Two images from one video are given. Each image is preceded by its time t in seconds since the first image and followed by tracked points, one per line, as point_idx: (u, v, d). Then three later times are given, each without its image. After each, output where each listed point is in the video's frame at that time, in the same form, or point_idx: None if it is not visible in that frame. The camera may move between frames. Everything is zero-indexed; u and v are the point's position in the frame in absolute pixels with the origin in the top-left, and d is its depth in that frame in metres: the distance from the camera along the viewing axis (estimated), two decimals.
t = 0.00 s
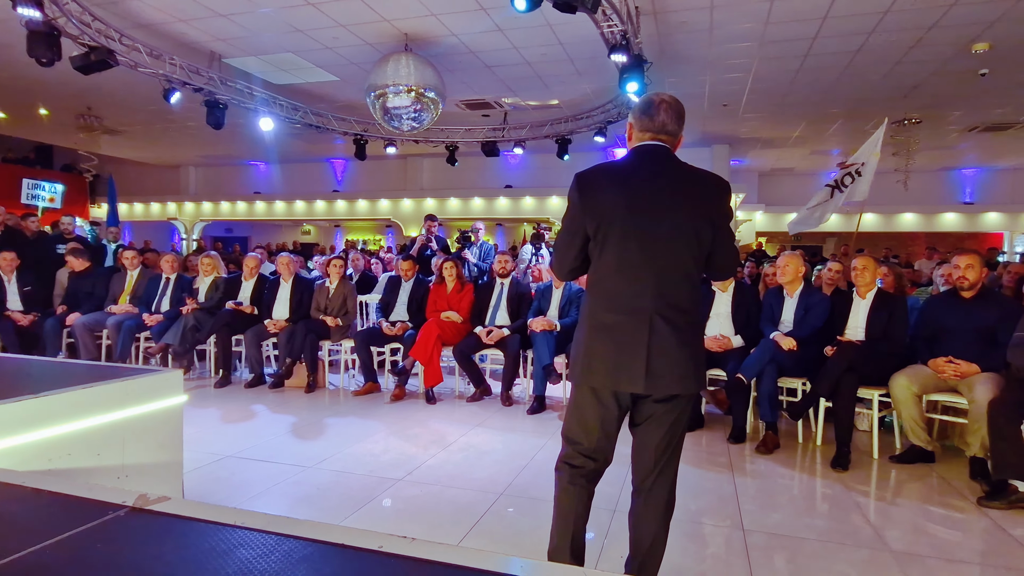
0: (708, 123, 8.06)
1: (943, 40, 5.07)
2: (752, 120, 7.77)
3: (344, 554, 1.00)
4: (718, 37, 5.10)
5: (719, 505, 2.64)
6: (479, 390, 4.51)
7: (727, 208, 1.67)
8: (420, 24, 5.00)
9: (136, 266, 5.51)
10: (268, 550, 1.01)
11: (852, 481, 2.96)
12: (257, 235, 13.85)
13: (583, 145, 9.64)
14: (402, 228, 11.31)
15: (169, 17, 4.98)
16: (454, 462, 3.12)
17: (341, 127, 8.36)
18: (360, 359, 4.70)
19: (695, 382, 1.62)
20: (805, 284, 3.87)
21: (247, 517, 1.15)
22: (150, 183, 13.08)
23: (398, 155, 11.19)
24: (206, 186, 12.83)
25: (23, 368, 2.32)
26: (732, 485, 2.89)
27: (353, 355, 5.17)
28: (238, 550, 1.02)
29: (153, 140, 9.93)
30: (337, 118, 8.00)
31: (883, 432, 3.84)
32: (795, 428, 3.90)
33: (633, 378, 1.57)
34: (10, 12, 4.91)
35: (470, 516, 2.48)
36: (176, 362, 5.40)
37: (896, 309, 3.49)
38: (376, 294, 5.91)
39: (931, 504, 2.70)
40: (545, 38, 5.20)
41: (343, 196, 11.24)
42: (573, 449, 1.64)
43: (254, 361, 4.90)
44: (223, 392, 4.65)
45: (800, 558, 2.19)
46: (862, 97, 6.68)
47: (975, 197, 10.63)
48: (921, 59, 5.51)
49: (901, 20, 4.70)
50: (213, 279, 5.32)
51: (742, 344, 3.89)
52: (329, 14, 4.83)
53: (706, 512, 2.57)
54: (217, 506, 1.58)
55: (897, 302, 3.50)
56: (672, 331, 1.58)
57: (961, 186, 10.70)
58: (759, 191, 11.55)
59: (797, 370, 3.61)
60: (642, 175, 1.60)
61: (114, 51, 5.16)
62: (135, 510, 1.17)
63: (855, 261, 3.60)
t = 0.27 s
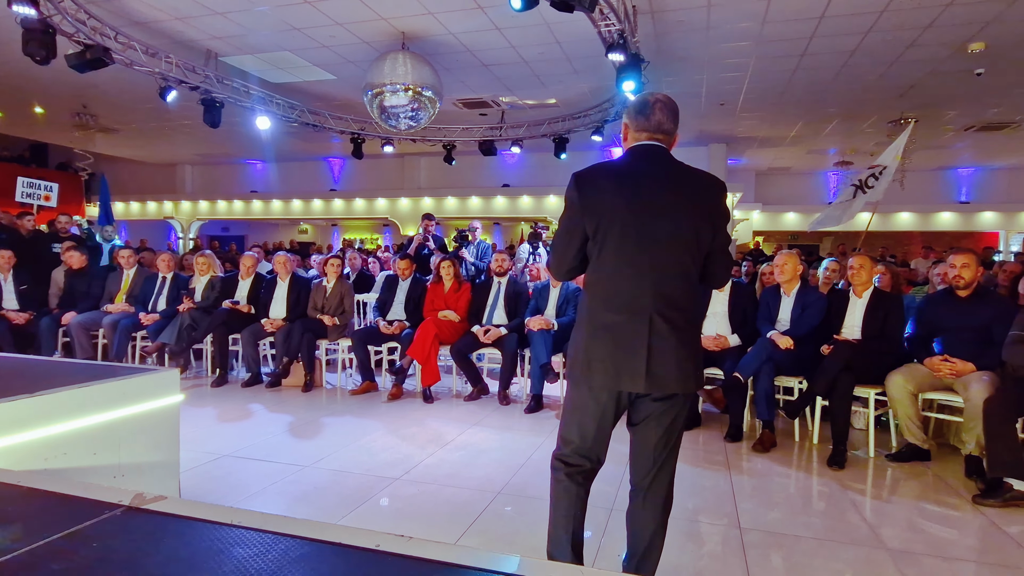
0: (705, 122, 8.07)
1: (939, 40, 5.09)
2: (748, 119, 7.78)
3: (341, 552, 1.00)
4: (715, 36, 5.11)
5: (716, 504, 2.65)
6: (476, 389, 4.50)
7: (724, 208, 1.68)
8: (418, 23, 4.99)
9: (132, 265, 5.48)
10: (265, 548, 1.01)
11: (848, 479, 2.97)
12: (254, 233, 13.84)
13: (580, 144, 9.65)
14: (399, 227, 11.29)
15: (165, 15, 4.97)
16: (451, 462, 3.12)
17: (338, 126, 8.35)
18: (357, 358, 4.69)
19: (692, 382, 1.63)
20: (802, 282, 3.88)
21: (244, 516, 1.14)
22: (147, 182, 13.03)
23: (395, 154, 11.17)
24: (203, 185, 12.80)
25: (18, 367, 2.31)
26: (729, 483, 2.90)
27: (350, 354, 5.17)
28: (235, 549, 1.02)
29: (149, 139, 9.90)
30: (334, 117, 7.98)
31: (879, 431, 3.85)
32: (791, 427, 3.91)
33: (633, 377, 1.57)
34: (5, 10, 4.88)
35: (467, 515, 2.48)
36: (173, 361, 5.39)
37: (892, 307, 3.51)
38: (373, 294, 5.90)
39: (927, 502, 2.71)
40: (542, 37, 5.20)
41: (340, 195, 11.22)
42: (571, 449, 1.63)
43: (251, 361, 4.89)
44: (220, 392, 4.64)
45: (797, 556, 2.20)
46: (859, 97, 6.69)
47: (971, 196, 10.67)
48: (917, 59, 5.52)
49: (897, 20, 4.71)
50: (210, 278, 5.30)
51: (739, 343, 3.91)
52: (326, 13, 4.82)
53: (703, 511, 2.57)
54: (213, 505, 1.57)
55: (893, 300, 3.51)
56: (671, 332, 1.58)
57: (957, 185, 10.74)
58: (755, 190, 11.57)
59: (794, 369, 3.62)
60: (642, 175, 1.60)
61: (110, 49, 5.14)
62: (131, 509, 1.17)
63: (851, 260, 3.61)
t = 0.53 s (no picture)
0: (703, 121, 8.07)
1: (937, 38, 5.09)
2: (746, 117, 7.79)
3: (339, 551, 1.00)
4: (713, 34, 5.11)
5: (713, 501, 2.65)
6: (474, 388, 4.50)
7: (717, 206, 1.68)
8: (415, 21, 4.98)
9: (130, 263, 5.47)
10: (261, 547, 1.01)
11: (845, 477, 2.98)
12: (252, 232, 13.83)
13: (578, 142, 9.64)
14: (397, 225, 11.28)
15: (162, 13, 4.95)
16: (449, 460, 3.12)
17: (336, 124, 8.34)
18: (355, 356, 4.69)
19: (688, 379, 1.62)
20: (799, 281, 3.89)
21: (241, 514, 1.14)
22: (144, 180, 13.02)
23: (393, 152, 11.15)
24: (200, 184, 12.77)
25: (14, 366, 2.30)
26: (726, 481, 2.90)
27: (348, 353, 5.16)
28: (232, 547, 1.01)
29: (146, 137, 9.88)
30: (332, 115, 7.97)
31: (876, 429, 3.86)
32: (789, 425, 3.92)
33: (628, 375, 1.57)
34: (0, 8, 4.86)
35: (465, 513, 2.48)
36: (170, 360, 5.38)
37: (889, 306, 3.52)
38: (371, 292, 5.90)
39: (923, 500, 2.72)
40: (540, 35, 5.20)
41: (338, 193, 11.21)
42: (566, 446, 1.64)
43: (249, 359, 4.88)
44: (217, 390, 4.63)
45: (794, 553, 2.20)
46: (857, 95, 6.70)
47: (968, 195, 10.68)
48: (915, 57, 5.53)
49: (896, 18, 4.71)
50: (207, 277, 5.29)
51: (736, 341, 3.92)
52: (323, 10, 4.81)
53: (700, 508, 2.58)
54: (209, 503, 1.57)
55: (890, 298, 3.52)
56: (665, 330, 1.59)
57: (954, 184, 10.76)
58: (753, 189, 11.59)
59: (791, 367, 3.63)
60: (633, 174, 1.61)
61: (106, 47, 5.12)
62: (128, 508, 1.17)
63: (848, 258, 3.61)
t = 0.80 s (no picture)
0: (700, 120, 8.08)
1: (934, 37, 5.10)
2: (744, 116, 7.80)
3: (338, 550, 1.01)
4: (711, 33, 5.11)
5: (711, 499, 2.66)
6: (473, 386, 4.51)
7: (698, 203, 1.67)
8: (413, 19, 4.97)
9: (127, 262, 5.45)
10: (260, 545, 1.01)
11: (842, 475, 2.99)
12: (249, 230, 13.81)
13: (576, 140, 9.64)
14: (395, 224, 11.28)
15: (159, 10, 4.94)
16: (448, 458, 3.13)
17: (333, 122, 8.33)
18: (353, 355, 4.69)
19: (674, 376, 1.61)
20: (796, 279, 3.90)
21: (239, 514, 1.14)
22: (141, 178, 12.99)
23: (391, 150, 11.15)
24: (197, 182, 12.74)
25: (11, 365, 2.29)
26: (724, 479, 2.91)
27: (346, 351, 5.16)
28: (230, 546, 1.02)
29: (143, 135, 9.85)
30: (330, 114, 7.96)
31: (873, 427, 3.88)
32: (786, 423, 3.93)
33: (611, 373, 1.58)
34: None
35: (463, 511, 2.49)
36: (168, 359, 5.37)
37: (886, 304, 3.53)
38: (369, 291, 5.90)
39: (920, 498, 2.73)
40: (538, 33, 5.20)
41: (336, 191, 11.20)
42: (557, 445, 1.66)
43: (247, 358, 4.88)
44: (215, 389, 4.63)
45: (791, 551, 2.21)
46: (854, 94, 6.71)
47: (965, 194, 10.72)
48: (912, 56, 5.54)
49: (893, 17, 4.71)
50: (205, 275, 5.28)
51: (734, 340, 3.94)
52: (321, 8, 4.79)
53: (698, 506, 2.59)
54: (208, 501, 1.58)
55: (887, 297, 3.53)
56: (647, 327, 1.59)
57: (951, 183, 10.79)
58: (751, 187, 11.62)
59: (789, 365, 3.64)
60: (611, 175, 1.62)
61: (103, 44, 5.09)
62: (126, 507, 1.17)
63: (845, 257, 3.62)
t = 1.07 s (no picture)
0: (699, 118, 8.09)
1: (931, 37, 5.11)
2: (742, 115, 7.80)
3: (335, 548, 1.01)
4: (710, 31, 5.11)
5: (708, 498, 2.66)
6: (471, 385, 4.51)
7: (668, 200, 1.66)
8: (412, 17, 4.96)
9: (124, 260, 5.43)
10: (258, 544, 1.01)
11: (839, 474, 2.99)
12: (247, 229, 13.81)
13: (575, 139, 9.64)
14: (393, 222, 11.27)
15: (156, 8, 4.92)
16: (446, 457, 3.13)
17: (331, 121, 8.33)
18: (351, 353, 4.69)
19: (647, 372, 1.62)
20: (794, 278, 3.90)
21: (236, 512, 1.14)
22: (139, 177, 12.97)
23: (389, 149, 11.14)
24: (195, 180, 12.71)
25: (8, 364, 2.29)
26: (722, 478, 2.91)
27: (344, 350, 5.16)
28: (228, 545, 1.02)
29: (141, 134, 9.83)
30: (328, 112, 7.95)
31: (870, 426, 3.89)
32: (783, 422, 3.94)
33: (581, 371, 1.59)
34: None
35: (461, 510, 2.49)
36: (166, 357, 5.36)
37: (884, 303, 3.53)
38: (368, 289, 5.89)
39: (917, 496, 2.74)
40: (536, 32, 5.20)
41: (334, 190, 11.19)
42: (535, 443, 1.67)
43: (244, 357, 4.87)
44: (213, 388, 4.63)
45: (789, 549, 2.21)
46: (852, 93, 6.73)
47: (962, 192, 10.76)
48: (909, 55, 5.55)
49: (891, 16, 4.72)
50: (203, 274, 5.28)
51: (732, 339, 3.94)
52: (319, 6, 4.78)
53: (696, 505, 2.59)
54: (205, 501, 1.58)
55: (885, 296, 3.54)
56: (617, 325, 1.59)
57: (948, 182, 10.83)
58: (749, 186, 11.63)
59: (786, 364, 3.64)
60: (579, 175, 1.63)
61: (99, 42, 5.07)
62: (123, 506, 1.16)
63: (843, 256, 3.62)
